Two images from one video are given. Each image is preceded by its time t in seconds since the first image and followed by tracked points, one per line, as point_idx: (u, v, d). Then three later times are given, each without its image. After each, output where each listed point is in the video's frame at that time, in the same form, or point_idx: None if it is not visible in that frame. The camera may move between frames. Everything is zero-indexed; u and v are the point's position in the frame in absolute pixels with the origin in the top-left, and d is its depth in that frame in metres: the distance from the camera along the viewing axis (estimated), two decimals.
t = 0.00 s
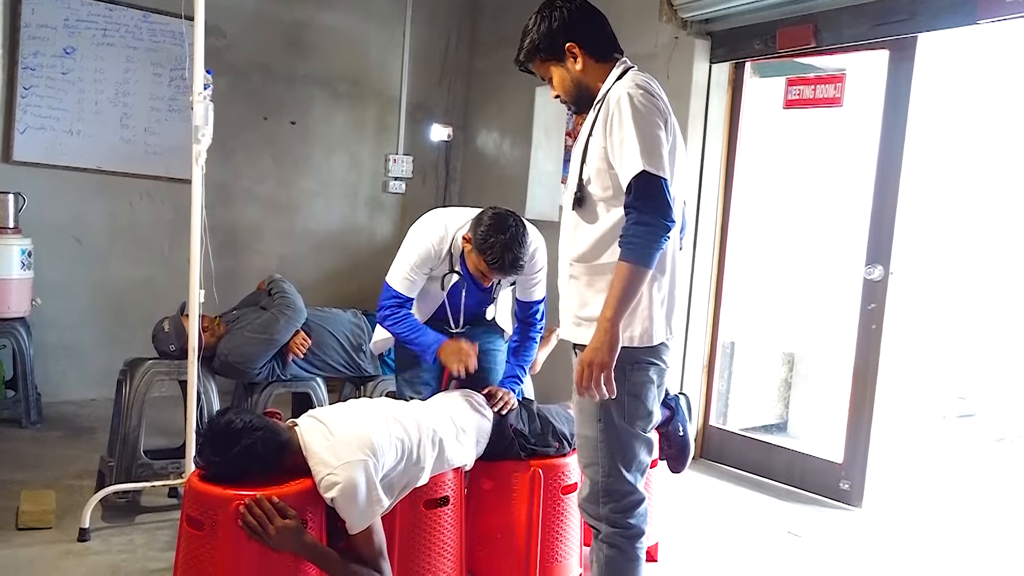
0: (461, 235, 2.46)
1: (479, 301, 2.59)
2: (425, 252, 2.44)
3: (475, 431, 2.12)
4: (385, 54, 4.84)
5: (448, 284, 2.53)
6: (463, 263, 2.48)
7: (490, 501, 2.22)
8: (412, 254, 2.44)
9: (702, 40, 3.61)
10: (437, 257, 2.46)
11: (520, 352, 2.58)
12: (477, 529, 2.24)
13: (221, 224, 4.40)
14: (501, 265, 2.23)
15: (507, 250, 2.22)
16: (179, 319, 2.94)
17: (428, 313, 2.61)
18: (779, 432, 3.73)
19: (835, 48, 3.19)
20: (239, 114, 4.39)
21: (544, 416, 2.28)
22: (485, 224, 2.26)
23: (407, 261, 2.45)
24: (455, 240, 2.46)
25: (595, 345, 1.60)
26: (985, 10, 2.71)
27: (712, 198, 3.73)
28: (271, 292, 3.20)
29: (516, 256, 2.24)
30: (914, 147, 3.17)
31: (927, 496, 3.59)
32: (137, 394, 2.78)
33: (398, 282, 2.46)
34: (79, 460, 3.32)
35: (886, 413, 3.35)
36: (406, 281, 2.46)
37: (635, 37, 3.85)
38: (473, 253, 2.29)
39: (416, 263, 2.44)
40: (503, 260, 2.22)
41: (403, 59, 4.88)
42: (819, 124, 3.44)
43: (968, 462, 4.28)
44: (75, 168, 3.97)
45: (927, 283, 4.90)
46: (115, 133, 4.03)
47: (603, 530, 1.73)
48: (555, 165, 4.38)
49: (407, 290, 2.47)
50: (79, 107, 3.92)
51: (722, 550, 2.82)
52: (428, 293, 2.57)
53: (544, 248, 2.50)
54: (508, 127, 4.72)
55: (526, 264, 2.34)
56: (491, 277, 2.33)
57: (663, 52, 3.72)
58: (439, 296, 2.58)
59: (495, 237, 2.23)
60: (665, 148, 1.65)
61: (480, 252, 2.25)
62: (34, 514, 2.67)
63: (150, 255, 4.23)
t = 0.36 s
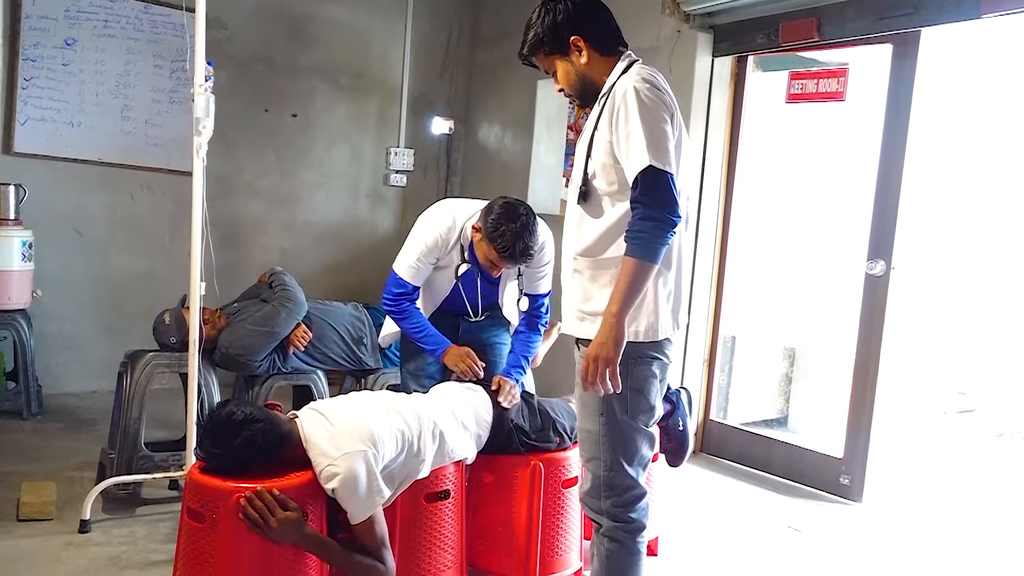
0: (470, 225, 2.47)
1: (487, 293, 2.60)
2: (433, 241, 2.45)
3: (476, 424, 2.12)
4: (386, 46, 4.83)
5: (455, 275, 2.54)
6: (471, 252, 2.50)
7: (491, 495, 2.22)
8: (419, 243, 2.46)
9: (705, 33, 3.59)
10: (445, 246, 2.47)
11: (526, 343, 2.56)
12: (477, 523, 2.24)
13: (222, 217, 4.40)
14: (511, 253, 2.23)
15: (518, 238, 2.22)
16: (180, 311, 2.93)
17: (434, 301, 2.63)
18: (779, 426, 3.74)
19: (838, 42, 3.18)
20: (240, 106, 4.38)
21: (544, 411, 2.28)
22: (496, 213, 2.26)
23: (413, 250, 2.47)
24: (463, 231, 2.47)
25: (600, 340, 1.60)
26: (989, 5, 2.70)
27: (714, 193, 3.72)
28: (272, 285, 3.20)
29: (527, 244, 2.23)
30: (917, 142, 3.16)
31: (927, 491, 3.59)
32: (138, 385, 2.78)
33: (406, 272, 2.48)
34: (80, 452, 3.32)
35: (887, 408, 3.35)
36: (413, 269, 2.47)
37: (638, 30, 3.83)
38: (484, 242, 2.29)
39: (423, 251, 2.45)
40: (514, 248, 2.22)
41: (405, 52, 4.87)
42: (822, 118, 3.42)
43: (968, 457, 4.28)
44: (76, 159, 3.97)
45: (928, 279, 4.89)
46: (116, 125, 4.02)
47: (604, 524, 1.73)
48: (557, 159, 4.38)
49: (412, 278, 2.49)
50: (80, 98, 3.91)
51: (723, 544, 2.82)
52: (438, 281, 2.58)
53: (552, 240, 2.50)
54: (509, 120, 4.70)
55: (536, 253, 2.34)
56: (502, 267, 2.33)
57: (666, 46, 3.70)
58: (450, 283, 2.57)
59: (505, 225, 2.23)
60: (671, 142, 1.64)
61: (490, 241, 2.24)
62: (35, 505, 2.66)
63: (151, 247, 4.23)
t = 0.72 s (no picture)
0: (475, 221, 2.46)
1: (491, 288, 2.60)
2: (443, 238, 2.42)
3: (477, 419, 2.12)
4: (388, 40, 4.82)
5: (462, 271, 2.51)
6: (477, 248, 2.47)
7: (491, 489, 2.22)
8: (428, 241, 2.42)
9: (708, 28, 3.58)
10: (453, 244, 2.44)
11: (532, 337, 2.55)
12: (477, 517, 2.24)
13: (224, 210, 4.40)
14: (517, 247, 2.22)
15: (524, 233, 2.21)
16: (182, 304, 2.93)
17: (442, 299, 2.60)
18: (779, 423, 3.76)
19: (842, 37, 3.17)
20: (242, 99, 4.37)
21: (545, 408, 2.28)
22: (501, 207, 2.26)
23: (424, 249, 2.42)
24: (470, 227, 2.45)
25: (606, 337, 1.60)
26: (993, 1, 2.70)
27: (716, 189, 3.71)
28: (273, 277, 3.20)
29: (532, 239, 2.23)
30: (920, 138, 3.15)
31: (927, 488, 3.60)
32: (139, 378, 2.79)
33: (420, 272, 2.43)
34: (81, 444, 3.32)
35: (887, 406, 3.35)
36: (428, 267, 2.43)
37: (641, 25, 3.82)
38: (489, 236, 2.28)
39: (435, 248, 2.41)
40: (519, 242, 2.21)
41: (407, 45, 4.86)
42: (826, 114, 3.42)
43: (968, 455, 4.28)
44: (78, 151, 3.97)
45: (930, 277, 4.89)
46: (117, 116, 4.02)
47: (605, 519, 1.74)
48: (559, 154, 4.37)
49: (430, 278, 2.44)
50: (82, 90, 3.91)
51: (722, 540, 2.83)
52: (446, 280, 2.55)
53: (559, 236, 2.50)
54: (512, 115, 4.69)
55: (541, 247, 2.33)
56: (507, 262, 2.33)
57: (669, 40, 3.70)
58: (455, 283, 2.55)
59: (511, 220, 2.22)
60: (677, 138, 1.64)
61: (496, 235, 2.24)
62: (36, 496, 2.67)
63: (152, 239, 4.23)
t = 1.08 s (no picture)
0: (474, 216, 2.45)
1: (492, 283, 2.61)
2: (440, 233, 2.43)
3: (477, 414, 2.12)
4: (389, 35, 4.81)
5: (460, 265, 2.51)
6: (476, 243, 2.47)
7: (491, 484, 2.23)
8: (426, 236, 2.43)
9: (709, 24, 3.57)
10: (451, 238, 2.45)
11: (531, 333, 2.56)
12: (477, 512, 2.26)
13: (225, 205, 4.40)
14: (514, 241, 2.22)
15: (521, 227, 2.21)
16: (182, 298, 2.93)
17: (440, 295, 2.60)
18: (779, 419, 3.75)
19: (843, 34, 3.16)
20: (243, 94, 4.37)
21: (545, 402, 2.28)
22: (500, 202, 2.25)
23: (421, 243, 2.44)
24: (468, 222, 2.45)
25: (605, 333, 1.60)
26: None
27: (717, 185, 3.71)
28: (274, 273, 3.20)
29: (530, 233, 2.23)
30: (922, 135, 3.15)
31: (927, 485, 3.60)
32: (140, 373, 2.79)
33: (416, 266, 2.45)
34: (81, 438, 3.33)
35: (888, 402, 3.35)
36: (425, 262, 2.44)
37: (642, 20, 3.81)
38: (487, 231, 2.29)
39: (433, 243, 2.42)
40: (516, 236, 2.21)
41: (408, 40, 4.85)
42: (827, 111, 3.41)
43: (968, 452, 4.29)
44: (79, 145, 3.97)
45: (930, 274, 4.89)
46: (118, 111, 4.01)
47: (604, 515, 1.74)
48: (560, 149, 4.37)
49: (426, 272, 2.45)
50: (83, 84, 3.90)
51: (722, 535, 2.84)
52: (444, 274, 2.55)
53: (560, 233, 2.49)
54: (513, 110, 4.69)
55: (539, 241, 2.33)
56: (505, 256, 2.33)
57: (670, 36, 3.69)
58: (456, 274, 2.55)
59: (507, 214, 2.22)
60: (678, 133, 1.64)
61: (493, 229, 2.24)
62: (37, 490, 2.67)
63: (153, 234, 4.23)
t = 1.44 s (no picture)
0: (474, 213, 2.45)
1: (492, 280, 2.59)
2: (441, 229, 2.42)
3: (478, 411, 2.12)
4: (389, 32, 4.81)
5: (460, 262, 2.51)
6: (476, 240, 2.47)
7: (491, 481, 2.23)
8: (427, 232, 2.42)
9: (709, 20, 3.56)
10: (451, 235, 2.44)
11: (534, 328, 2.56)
12: (477, 510, 2.26)
13: (224, 202, 4.39)
14: (518, 237, 2.22)
15: (522, 221, 2.21)
16: (182, 296, 2.93)
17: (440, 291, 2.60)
18: (780, 415, 3.75)
19: (844, 30, 3.16)
20: (242, 91, 4.37)
21: (544, 402, 2.28)
22: (501, 198, 2.25)
23: (422, 240, 2.43)
24: (469, 218, 2.44)
25: (603, 329, 1.60)
26: None
27: (717, 181, 3.70)
28: (274, 270, 3.20)
29: (532, 228, 2.23)
30: (922, 131, 3.14)
31: (927, 480, 3.61)
32: (140, 371, 2.79)
33: (418, 264, 2.44)
34: (81, 435, 3.33)
35: (888, 399, 3.35)
36: (427, 259, 2.43)
37: (642, 17, 3.81)
38: (488, 228, 2.29)
39: (434, 239, 2.42)
40: (519, 232, 2.21)
41: (408, 37, 4.84)
42: (827, 107, 3.41)
43: (968, 447, 4.29)
44: (79, 143, 3.96)
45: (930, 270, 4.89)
46: (118, 109, 4.01)
47: (603, 512, 1.74)
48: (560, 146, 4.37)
49: (428, 269, 2.44)
50: (82, 82, 3.90)
51: (722, 532, 2.84)
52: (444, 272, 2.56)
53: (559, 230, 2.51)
54: (512, 107, 4.69)
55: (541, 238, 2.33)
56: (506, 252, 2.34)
57: (670, 33, 3.68)
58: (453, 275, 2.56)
59: (509, 210, 2.22)
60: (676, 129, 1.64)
61: (495, 226, 2.24)
62: (37, 488, 2.68)
63: (153, 231, 4.23)
